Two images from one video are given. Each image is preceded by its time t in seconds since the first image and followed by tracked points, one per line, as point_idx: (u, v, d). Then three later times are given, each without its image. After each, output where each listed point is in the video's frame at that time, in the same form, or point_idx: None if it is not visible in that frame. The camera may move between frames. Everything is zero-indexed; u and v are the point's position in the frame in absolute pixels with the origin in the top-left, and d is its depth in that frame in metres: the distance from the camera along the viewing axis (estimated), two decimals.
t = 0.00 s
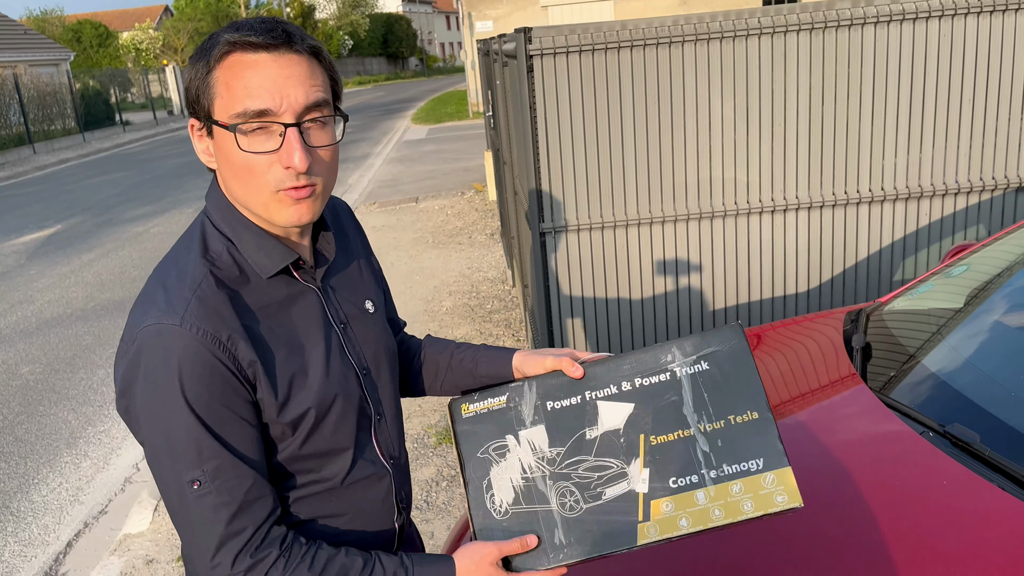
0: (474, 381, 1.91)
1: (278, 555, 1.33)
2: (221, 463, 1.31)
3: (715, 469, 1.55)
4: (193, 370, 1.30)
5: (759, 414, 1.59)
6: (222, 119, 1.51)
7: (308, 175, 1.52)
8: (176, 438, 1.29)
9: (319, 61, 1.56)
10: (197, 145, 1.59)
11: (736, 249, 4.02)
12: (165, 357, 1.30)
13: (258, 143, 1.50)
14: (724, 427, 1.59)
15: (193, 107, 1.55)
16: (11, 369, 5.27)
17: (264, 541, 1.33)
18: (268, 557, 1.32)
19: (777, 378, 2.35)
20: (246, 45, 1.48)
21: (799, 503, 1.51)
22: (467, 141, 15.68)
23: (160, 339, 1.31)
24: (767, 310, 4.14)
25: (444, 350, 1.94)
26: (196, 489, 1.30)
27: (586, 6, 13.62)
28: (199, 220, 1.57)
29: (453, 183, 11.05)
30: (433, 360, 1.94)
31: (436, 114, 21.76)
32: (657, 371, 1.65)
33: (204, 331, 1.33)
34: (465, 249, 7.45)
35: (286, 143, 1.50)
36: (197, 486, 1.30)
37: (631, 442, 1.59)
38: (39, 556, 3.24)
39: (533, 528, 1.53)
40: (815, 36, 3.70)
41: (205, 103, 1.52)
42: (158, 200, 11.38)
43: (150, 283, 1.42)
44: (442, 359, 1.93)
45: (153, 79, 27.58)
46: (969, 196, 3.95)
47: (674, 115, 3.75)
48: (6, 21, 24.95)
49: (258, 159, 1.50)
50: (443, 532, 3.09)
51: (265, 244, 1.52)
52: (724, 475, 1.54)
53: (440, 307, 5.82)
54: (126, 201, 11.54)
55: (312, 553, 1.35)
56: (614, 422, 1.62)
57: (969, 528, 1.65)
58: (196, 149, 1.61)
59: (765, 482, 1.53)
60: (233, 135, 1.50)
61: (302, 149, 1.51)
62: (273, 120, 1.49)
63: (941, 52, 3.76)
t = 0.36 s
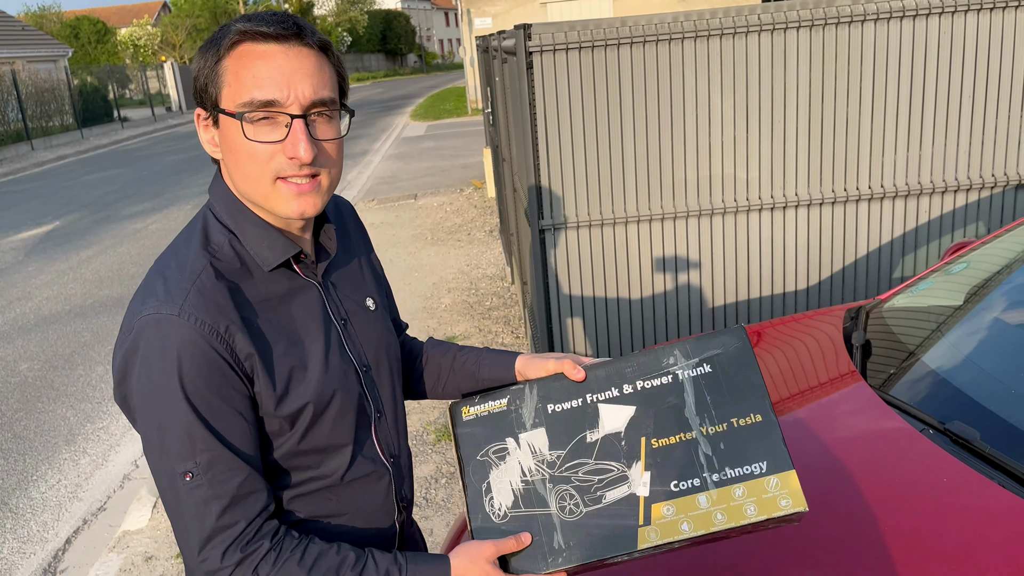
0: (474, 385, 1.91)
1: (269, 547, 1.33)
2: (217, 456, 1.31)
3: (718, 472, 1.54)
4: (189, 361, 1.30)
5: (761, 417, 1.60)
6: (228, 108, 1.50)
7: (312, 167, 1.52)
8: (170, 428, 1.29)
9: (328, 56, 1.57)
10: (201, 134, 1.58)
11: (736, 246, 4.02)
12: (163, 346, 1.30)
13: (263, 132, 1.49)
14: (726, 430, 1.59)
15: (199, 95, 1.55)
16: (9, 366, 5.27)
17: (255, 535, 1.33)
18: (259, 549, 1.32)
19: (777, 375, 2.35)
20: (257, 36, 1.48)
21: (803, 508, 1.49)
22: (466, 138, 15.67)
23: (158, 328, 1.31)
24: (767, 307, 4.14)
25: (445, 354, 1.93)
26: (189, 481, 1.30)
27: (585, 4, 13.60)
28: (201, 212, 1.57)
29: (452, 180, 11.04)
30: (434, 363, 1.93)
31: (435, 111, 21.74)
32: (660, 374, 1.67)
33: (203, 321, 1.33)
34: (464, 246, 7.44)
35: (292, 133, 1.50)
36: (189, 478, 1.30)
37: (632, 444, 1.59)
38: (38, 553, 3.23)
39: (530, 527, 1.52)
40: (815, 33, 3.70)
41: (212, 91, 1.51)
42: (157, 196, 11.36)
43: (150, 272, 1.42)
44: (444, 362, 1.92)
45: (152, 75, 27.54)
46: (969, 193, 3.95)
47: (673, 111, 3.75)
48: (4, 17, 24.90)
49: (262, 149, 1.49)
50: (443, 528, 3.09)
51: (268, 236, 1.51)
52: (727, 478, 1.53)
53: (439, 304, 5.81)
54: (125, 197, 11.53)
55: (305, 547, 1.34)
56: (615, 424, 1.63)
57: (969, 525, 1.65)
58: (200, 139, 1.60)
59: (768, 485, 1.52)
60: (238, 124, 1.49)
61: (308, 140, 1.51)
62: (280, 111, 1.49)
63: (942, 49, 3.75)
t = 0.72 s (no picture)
0: (498, 397, 1.90)
1: (298, 548, 1.33)
2: (229, 452, 1.31)
3: (735, 519, 1.51)
4: (189, 362, 1.30)
5: (784, 467, 1.55)
6: (289, 121, 1.41)
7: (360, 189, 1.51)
8: (178, 429, 1.28)
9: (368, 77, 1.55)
10: (228, 135, 1.44)
11: (734, 242, 4.01)
12: (162, 350, 1.29)
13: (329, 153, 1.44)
14: (748, 476, 1.54)
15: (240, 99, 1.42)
16: (8, 362, 5.26)
17: (281, 533, 1.34)
18: (288, 551, 1.32)
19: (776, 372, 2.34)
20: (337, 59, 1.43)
21: (818, 563, 1.45)
22: (465, 134, 15.65)
23: (158, 332, 1.31)
24: (766, 303, 4.14)
25: (475, 361, 1.92)
26: (206, 479, 1.29)
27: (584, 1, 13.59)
28: (195, 212, 1.55)
29: (452, 176, 11.03)
30: (460, 369, 1.92)
31: (433, 107, 21.72)
32: (685, 413, 1.61)
33: (201, 323, 1.33)
34: (463, 243, 7.43)
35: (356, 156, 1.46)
36: (206, 475, 1.29)
37: (652, 482, 1.57)
38: (35, 550, 3.23)
39: (544, 553, 1.53)
40: (815, 29, 3.69)
41: (268, 101, 1.41)
42: (155, 192, 11.35)
43: (141, 278, 1.41)
44: (473, 370, 1.91)
45: (151, 71, 27.49)
46: (969, 189, 3.95)
47: (673, 108, 3.75)
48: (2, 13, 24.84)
49: (324, 168, 1.44)
50: (441, 525, 3.09)
51: (265, 237, 1.50)
52: (744, 525, 1.50)
53: (438, 300, 5.81)
54: (123, 193, 11.51)
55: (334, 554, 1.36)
56: (637, 459, 1.59)
57: (968, 521, 1.65)
58: (221, 139, 1.45)
59: (785, 537, 1.48)
60: (300, 140, 1.42)
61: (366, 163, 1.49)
62: (347, 133, 1.45)
63: (942, 45, 3.74)
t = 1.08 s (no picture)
0: (517, 393, 1.88)
1: (360, 529, 1.38)
2: (271, 449, 1.33)
3: (736, 558, 1.44)
4: (219, 373, 1.31)
5: (791, 519, 1.39)
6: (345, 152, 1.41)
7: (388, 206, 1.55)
8: (218, 438, 1.30)
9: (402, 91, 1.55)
10: (276, 154, 1.40)
11: (734, 238, 4.00)
12: (189, 364, 1.30)
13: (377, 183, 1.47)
14: (752, 521, 1.42)
15: (295, 121, 1.38)
16: (7, 358, 5.26)
17: (341, 516, 1.37)
18: (350, 532, 1.37)
19: (779, 368, 2.33)
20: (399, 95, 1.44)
21: None
22: (464, 130, 15.63)
23: (185, 347, 1.31)
24: (765, 300, 4.13)
25: (500, 357, 1.90)
26: (256, 477, 1.32)
27: None
28: (200, 218, 1.54)
29: (451, 172, 11.01)
30: (484, 360, 1.92)
31: (433, 103, 21.69)
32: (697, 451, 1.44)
33: (226, 335, 1.34)
34: (462, 239, 7.42)
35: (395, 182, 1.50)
36: (256, 474, 1.32)
37: (657, 511, 1.49)
38: (34, 546, 3.22)
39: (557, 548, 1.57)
40: (815, 24, 3.68)
41: (329, 130, 1.39)
42: (154, 188, 11.34)
43: (152, 292, 1.41)
44: (497, 364, 1.90)
45: (150, 66, 27.43)
46: (970, 185, 3.94)
47: (673, 103, 3.74)
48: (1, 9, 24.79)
49: (368, 195, 1.47)
50: (441, 522, 3.09)
51: (277, 249, 1.50)
52: (743, 565, 1.44)
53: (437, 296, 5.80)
54: (121, 189, 11.50)
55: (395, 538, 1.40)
56: (646, 489, 1.49)
57: (969, 517, 1.64)
58: (266, 154, 1.41)
59: None
60: (354, 171, 1.43)
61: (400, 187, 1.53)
62: (393, 162, 1.47)
63: (942, 40, 3.73)
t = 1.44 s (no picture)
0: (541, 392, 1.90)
1: (363, 528, 1.37)
2: (277, 448, 1.33)
3: None
4: (226, 368, 1.31)
5: None
6: (360, 142, 1.41)
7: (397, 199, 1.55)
8: (225, 434, 1.30)
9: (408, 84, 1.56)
10: (290, 146, 1.40)
11: (734, 234, 4.00)
12: (197, 359, 1.29)
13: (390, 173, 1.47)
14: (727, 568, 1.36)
15: (311, 112, 1.38)
16: (6, 355, 5.25)
17: (345, 515, 1.37)
18: (352, 531, 1.36)
19: (777, 366, 2.32)
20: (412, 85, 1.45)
21: None
22: (464, 126, 15.61)
23: (192, 343, 1.30)
24: (766, 296, 4.12)
25: (527, 357, 1.92)
26: (260, 476, 1.32)
27: None
28: (209, 214, 1.54)
29: (451, 169, 11.00)
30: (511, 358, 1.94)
31: (433, 100, 21.67)
32: (677, 495, 1.39)
33: (235, 331, 1.34)
34: (462, 235, 7.41)
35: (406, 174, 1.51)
36: (260, 473, 1.32)
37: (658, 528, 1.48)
38: (34, 544, 3.22)
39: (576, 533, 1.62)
40: (815, 20, 3.67)
41: (344, 120, 1.39)
42: (153, 185, 11.33)
43: (157, 285, 1.40)
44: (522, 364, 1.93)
45: (149, 63, 27.38)
46: (971, 180, 3.93)
47: (673, 98, 3.73)
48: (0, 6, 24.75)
49: (382, 186, 1.47)
50: (440, 519, 3.09)
51: (286, 246, 1.50)
52: None
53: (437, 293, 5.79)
54: (121, 186, 11.48)
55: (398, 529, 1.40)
56: (648, 510, 1.47)
57: (970, 516, 1.63)
58: (280, 147, 1.40)
59: None
60: (369, 161, 1.43)
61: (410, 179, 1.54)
62: (406, 153, 1.48)
63: (943, 34, 3.72)
